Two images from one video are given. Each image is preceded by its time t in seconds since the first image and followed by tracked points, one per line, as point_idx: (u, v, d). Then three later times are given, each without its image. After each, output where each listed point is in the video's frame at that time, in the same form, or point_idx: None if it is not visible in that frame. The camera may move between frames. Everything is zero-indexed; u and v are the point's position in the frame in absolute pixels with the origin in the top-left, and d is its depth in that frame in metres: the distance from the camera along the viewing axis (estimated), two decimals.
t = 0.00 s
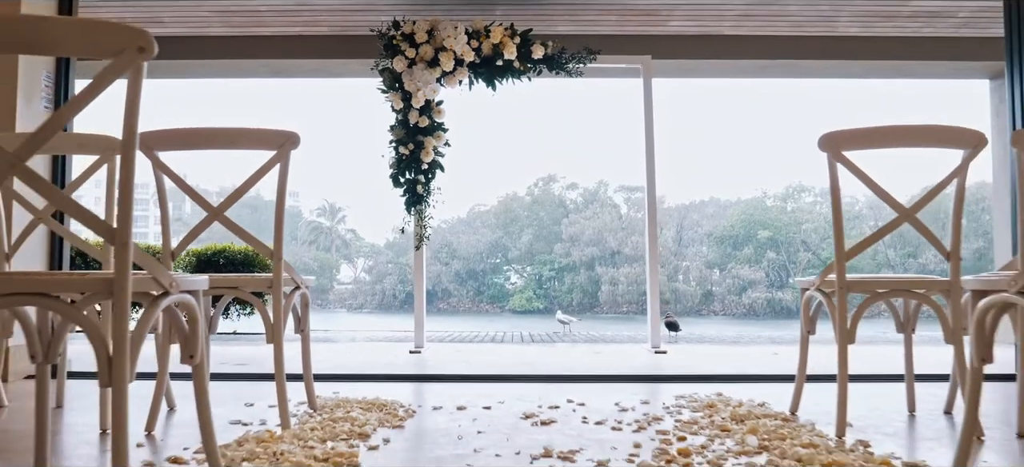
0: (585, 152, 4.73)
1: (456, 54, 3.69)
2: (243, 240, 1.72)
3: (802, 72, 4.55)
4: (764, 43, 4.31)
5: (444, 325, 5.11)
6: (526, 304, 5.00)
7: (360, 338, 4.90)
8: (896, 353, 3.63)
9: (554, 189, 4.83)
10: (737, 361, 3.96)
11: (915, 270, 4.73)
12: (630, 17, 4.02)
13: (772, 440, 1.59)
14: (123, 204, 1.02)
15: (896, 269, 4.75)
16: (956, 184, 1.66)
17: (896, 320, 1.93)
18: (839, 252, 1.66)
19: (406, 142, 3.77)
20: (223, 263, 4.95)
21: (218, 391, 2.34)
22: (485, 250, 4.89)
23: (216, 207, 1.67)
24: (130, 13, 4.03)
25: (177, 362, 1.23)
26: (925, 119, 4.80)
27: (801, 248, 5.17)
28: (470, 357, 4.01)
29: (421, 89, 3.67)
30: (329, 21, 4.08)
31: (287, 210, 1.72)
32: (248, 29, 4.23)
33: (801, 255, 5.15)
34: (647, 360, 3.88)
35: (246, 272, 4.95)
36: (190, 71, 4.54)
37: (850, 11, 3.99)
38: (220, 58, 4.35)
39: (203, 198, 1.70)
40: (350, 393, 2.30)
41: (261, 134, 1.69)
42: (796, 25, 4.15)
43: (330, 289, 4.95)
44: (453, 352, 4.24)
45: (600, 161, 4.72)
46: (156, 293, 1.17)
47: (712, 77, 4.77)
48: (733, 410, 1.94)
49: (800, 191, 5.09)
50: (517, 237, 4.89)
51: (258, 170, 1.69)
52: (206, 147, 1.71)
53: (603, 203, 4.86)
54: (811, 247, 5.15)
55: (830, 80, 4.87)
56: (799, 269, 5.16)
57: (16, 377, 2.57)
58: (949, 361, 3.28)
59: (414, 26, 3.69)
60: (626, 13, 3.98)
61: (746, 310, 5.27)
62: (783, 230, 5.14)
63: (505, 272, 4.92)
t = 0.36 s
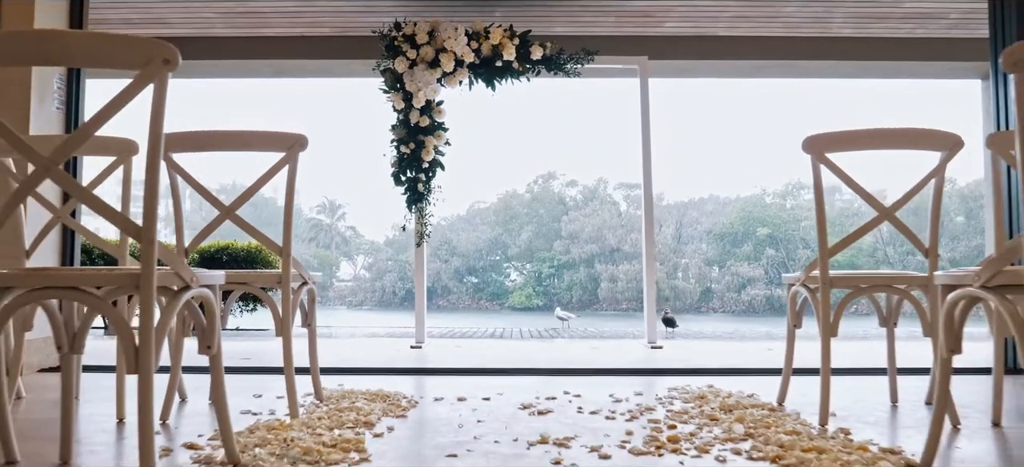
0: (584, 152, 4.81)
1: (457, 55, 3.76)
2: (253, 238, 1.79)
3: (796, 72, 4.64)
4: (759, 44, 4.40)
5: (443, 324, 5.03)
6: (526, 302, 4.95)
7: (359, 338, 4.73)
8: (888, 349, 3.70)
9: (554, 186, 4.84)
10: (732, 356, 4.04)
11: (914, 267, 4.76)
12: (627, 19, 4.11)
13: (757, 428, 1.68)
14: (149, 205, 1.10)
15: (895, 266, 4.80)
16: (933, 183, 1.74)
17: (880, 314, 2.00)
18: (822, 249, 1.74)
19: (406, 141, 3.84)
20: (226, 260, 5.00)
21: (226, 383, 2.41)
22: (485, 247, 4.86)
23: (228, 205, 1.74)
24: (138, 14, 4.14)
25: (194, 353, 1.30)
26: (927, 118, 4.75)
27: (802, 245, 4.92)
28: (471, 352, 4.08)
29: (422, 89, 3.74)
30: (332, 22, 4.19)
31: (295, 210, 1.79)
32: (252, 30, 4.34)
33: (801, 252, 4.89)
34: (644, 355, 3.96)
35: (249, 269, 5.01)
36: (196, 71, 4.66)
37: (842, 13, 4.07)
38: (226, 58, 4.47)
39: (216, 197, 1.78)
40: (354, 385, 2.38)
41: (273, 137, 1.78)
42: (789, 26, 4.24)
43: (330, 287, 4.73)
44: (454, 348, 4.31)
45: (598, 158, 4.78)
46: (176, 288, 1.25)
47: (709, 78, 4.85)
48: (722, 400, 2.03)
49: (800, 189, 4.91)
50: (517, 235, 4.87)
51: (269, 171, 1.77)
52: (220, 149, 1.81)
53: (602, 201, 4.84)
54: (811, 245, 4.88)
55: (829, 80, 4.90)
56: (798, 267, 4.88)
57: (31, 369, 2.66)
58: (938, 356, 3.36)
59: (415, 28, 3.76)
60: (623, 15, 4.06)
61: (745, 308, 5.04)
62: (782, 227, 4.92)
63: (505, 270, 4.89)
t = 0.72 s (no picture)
0: (584, 151, 4.88)
1: (457, 55, 3.83)
2: (262, 235, 1.87)
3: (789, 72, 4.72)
4: (754, 44, 4.48)
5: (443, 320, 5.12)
6: (525, 298, 5.03)
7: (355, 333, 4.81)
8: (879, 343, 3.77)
9: (554, 183, 4.91)
10: (728, 351, 4.11)
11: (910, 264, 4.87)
12: (623, 19, 4.19)
13: (744, 416, 1.76)
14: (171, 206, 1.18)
15: (894, 262, 4.87)
16: (915, 183, 1.82)
17: (865, 309, 2.09)
18: (806, 245, 1.82)
19: (407, 140, 3.92)
20: (230, 257, 5.08)
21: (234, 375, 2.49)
22: (485, 244, 4.93)
23: (239, 203, 1.82)
24: (144, 16, 4.23)
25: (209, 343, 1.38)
26: (933, 119, 4.59)
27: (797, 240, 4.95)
28: (471, 347, 4.15)
29: (422, 89, 3.81)
30: (335, 24, 4.31)
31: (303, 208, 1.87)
32: (257, 30, 4.46)
33: (799, 249, 4.95)
34: (640, 350, 4.03)
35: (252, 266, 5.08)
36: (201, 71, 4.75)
37: (834, 14, 4.16)
38: (230, 57, 4.58)
39: (227, 196, 1.86)
40: (358, 377, 2.46)
41: (282, 139, 1.86)
42: (783, 27, 4.32)
43: (330, 284, 4.82)
44: (454, 343, 4.37)
45: (597, 157, 4.85)
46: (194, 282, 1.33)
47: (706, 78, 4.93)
48: (713, 391, 2.11)
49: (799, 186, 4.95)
50: (517, 232, 4.94)
51: (278, 171, 1.85)
52: (231, 149, 1.89)
53: (602, 198, 4.89)
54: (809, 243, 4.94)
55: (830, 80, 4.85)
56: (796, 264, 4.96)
57: (44, 362, 2.75)
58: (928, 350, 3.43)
59: (416, 29, 3.84)
60: (619, 16, 4.14)
61: (744, 303, 5.11)
62: (781, 225, 4.97)
63: (505, 267, 4.98)
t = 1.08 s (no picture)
0: (584, 149, 4.95)
1: (457, 56, 3.90)
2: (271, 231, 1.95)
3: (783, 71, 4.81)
4: (748, 44, 4.58)
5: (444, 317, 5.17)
6: (525, 295, 5.09)
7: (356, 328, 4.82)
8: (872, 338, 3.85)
9: (554, 180, 4.99)
10: (724, 345, 4.18)
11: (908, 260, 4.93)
12: (621, 20, 4.27)
13: (732, 405, 1.84)
14: (190, 205, 1.26)
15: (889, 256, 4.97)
16: (897, 182, 1.90)
17: (850, 302, 2.16)
18: (792, 242, 1.90)
19: (409, 139, 3.99)
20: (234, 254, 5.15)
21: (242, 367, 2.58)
22: (485, 241, 4.99)
23: (249, 201, 1.90)
24: (150, 16, 4.31)
25: (224, 334, 1.46)
26: (928, 119, 4.65)
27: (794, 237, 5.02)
28: (472, 342, 4.23)
29: (424, 89, 3.89)
30: (339, 25, 4.40)
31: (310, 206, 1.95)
32: (260, 31, 4.55)
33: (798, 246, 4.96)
34: (638, 344, 4.11)
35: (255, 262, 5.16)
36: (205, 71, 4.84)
37: (828, 15, 4.24)
38: (234, 56, 4.69)
39: (237, 195, 1.94)
40: (362, 369, 2.55)
41: (290, 140, 1.94)
42: (778, 27, 4.39)
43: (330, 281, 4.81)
44: (455, 338, 4.45)
45: (596, 155, 4.93)
46: (212, 276, 1.42)
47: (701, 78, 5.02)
48: (704, 382, 2.20)
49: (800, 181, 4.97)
50: (517, 229, 5.01)
51: (286, 171, 1.93)
52: (242, 150, 1.97)
53: (602, 194, 4.97)
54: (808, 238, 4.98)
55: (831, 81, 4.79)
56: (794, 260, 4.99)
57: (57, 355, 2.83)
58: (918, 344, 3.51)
59: (418, 30, 3.91)
60: (617, 17, 4.21)
61: (744, 300, 5.09)
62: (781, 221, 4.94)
63: (505, 264, 5.04)
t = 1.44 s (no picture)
0: (583, 147, 5.03)
1: (458, 56, 3.97)
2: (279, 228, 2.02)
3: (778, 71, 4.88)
4: (743, 44, 4.67)
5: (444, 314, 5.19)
6: (525, 292, 5.15)
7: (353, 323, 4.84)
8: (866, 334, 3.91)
9: (554, 177, 5.05)
10: (720, 339, 4.25)
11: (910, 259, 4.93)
12: (618, 20, 4.34)
13: (721, 393, 1.92)
14: (207, 202, 1.33)
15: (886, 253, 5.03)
16: (881, 181, 1.97)
17: (837, 296, 2.24)
18: (779, 237, 1.98)
19: (410, 137, 4.06)
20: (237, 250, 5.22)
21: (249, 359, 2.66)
22: (485, 238, 5.04)
23: (258, 198, 1.98)
24: (155, 16, 4.38)
25: (235, 325, 1.54)
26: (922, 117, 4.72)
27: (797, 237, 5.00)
28: (472, 337, 4.30)
29: (425, 88, 3.96)
30: (340, 25, 4.48)
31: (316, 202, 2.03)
32: (263, 31, 4.63)
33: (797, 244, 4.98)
34: (636, 339, 4.18)
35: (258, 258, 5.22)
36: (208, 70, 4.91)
37: (822, 15, 4.31)
38: (237, 56, 4.76)
39: (246, 192, 2.02)
40: (364, 361, 2.62)
41: (298, 140, 2.02)
42: (773, 26, 4.47)
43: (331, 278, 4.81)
44: (454, 333, 4.51)
45: (596, 153, 5.01)
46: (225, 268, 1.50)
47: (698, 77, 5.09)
48: (696, 373, 2.28)
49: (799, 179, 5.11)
50: (517, 226, 5.07)
51: (293, 169, 2.00)
52: (251, 149, 2.05)
53: (602, 191, 5.02)
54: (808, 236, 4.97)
55: (827, 80, 4.80)
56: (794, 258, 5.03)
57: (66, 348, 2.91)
58: (909, 338, 3.58)
59: (418, 30, 3.98)
60: (614, 17, 4.29)
61: (744, 297, 5.10)
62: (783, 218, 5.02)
63: (505, 261, 5.09)
